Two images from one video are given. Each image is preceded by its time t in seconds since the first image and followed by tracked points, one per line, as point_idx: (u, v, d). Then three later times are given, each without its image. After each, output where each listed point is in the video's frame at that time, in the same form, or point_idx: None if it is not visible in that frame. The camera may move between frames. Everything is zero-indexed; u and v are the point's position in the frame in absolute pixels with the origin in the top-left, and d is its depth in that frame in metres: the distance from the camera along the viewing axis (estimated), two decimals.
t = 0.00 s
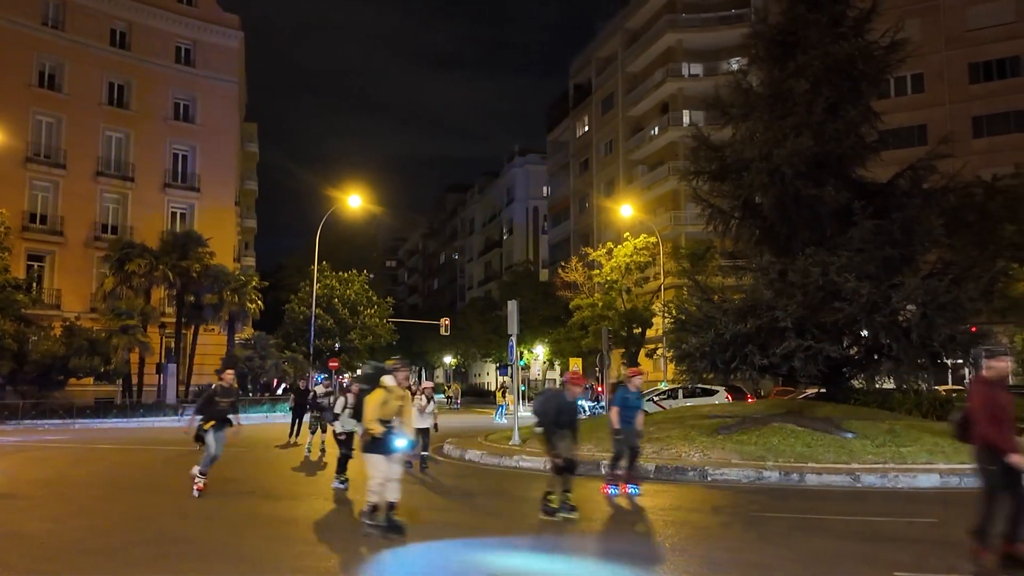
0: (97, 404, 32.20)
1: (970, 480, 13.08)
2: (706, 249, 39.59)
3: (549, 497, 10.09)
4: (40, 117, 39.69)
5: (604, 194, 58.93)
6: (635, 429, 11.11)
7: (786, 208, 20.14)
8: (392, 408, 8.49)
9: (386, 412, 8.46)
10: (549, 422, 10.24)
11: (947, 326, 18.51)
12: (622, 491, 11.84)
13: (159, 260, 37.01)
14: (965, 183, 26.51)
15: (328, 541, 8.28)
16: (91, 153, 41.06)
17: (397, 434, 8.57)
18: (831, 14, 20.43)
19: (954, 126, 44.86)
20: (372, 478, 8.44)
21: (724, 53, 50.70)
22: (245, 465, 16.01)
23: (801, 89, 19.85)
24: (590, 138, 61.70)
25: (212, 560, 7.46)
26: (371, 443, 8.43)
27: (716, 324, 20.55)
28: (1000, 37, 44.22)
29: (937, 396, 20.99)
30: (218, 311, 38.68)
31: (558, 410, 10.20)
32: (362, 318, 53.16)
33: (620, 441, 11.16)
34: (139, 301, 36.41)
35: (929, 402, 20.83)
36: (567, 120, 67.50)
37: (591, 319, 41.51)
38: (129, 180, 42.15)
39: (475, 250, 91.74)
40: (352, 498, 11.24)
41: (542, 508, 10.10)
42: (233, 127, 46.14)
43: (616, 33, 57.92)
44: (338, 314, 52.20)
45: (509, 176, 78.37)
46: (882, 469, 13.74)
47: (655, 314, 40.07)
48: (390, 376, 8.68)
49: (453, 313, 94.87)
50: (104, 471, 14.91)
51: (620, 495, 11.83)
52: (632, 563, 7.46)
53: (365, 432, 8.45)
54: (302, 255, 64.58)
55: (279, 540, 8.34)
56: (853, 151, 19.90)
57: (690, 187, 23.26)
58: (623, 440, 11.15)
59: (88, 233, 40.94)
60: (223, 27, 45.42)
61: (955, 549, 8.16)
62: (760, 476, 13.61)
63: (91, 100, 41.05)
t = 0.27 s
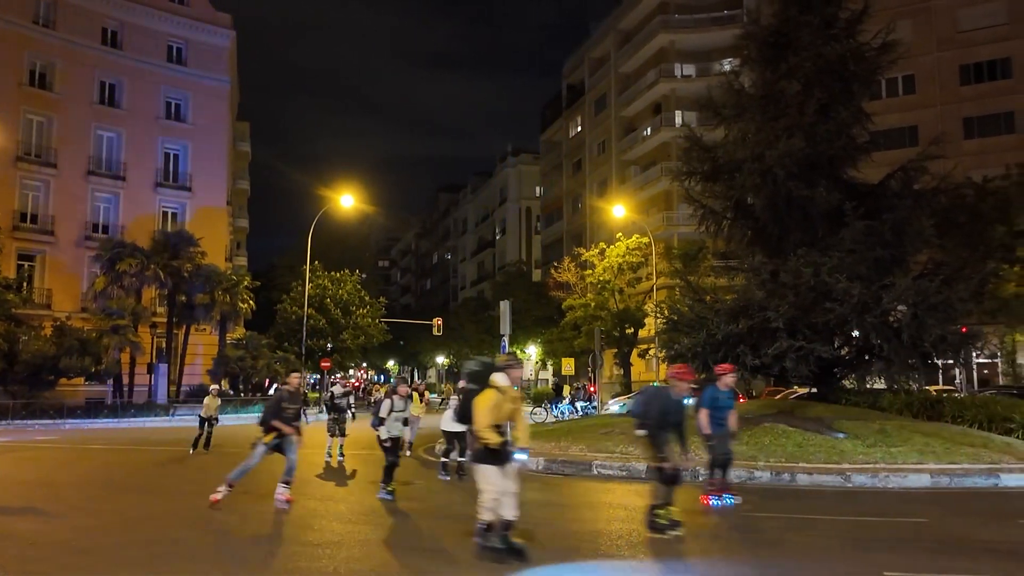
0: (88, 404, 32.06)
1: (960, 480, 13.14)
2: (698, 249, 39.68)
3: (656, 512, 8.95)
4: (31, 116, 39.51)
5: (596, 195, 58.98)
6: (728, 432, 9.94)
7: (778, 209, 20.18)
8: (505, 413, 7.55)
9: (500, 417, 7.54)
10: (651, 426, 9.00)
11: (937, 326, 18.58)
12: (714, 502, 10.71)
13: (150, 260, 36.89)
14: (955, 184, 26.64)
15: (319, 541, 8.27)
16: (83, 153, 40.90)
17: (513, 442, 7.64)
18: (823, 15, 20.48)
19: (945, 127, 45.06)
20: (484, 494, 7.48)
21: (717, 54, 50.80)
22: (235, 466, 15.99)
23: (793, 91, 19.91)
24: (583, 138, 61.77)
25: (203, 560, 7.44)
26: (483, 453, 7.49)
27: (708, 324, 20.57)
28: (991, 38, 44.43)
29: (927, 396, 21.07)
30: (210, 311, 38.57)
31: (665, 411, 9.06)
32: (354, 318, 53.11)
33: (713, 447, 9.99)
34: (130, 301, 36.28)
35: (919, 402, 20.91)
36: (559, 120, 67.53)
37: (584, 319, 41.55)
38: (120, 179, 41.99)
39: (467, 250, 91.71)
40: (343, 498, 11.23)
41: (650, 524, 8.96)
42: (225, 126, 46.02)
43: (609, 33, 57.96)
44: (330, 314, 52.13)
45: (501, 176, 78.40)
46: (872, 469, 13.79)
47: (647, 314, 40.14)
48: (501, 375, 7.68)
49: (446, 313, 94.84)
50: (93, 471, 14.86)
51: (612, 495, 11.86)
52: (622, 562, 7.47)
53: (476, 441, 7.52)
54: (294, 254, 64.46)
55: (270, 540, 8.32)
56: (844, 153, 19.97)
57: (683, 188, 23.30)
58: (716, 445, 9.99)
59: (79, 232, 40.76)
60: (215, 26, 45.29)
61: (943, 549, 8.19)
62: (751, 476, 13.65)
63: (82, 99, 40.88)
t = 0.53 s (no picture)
0: (77, 404, 31.90)
1: (947, 480, 13.21)
2: (688, 250, 39.78)
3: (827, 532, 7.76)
4: (19, 115, 39.27)
5: (587, 195, 59.05)
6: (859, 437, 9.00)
7: (767, 209, 20.24)
8: (697, 421, 6.61)
9: (694, 424, 6.69)
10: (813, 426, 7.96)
11: (926, 326, 18.67)
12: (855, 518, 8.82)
13: (140, 259, 36.75)
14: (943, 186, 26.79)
15: (309, 541, 8.26)
16: (71, 151, 40.69)
17: (708, 456, 6.74)
18: (812, 16, 20.52)
19: (934, 129, 45.30)
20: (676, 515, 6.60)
21: (708, 55, 50.92)
22: (224, 466, 15.95)
23: (782, 92, 19.97)
24: (574, 139, 61.84)
25: (191, 561, 7.43)
26: (671, 465, 6.66)
27: (698, 325, 20.61)
28: (979, 41, 44.68)
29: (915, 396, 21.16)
30: (199, 310, 38.40)
31: (830, 409, 8.04)
32: (345, 318, 53.04)
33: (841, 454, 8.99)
34: (119, 301, 36.13)
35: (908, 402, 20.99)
36: (551, 120, 67.56)
37: (574, 319, 41.60)
38: (109, 178, 41.80)
39: (459, 250, 91.71)
40: (332, 499, 11.21)
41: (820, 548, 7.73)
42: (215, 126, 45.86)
43: (600, 34, 58.02)
44: (320, 314, 52.04)
45: (492, 176, 78.38)
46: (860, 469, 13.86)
47: (638, 315, 40.21)
48: (686, 375, 6.69)
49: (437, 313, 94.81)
50: (81, 471, 14.79)
51: (602, 495, 11.89)
52: (611, 562, 7.49)
53: (661, 453, 6.70)
54: (284, 254, 64.29)
55: (260, 541, 8.30)
56: (833, 154, 20.05)
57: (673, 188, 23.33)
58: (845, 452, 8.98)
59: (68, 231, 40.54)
60: (205, 25, 45.11)
61: (930, 549, 8.22)
62: (740, 476, 13.69)
63: (71, 98, 40.67)
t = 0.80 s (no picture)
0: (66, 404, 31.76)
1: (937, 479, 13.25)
2: (679, 250, 39.85)
3: None
4: (9, 113, 39.09)
5: (579, 195, 59.10)
6: None
7: (758, 210, 20.29)
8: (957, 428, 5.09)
9: (951, 435, 5.16)
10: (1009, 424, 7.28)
11: (916, 326, 18.74)
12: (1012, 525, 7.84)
13: (130, 259, 36.61)
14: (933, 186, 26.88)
15: (299, 541, 8.24)
16: (61, 150, 40.53)
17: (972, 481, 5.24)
18: (803, 18, 20.60)
19: (924, 130, 45.52)
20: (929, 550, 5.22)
21: (699, 56, 51.04)
22: (214, 467, 15.90)
23: (773, 93, 20.03)
24: (566, 139, 61.88)
25: (180, 561, 7.42)
26: (921, 484, 5.24)
27: (689, 325, 20.63)
28: (969, 42, 44.90)
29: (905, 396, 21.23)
30: (190, 310, 38.26)
31: None
32: (336, 318, 52.95)
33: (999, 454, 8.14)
34: (109, 301, 35.98)
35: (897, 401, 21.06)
36: (542, 120, 67.60)
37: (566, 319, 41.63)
38: (99, 177, 41.63)
39: (450, 250, 91.69)
40: (322, 499, 11.20)
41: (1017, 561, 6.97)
42: (206, 125, 45.73)
43: (592, 34, 58.09)
44: (311, 314, 51.93)
45: (484, 176, 78.38)
46: (850, 469, 13.90)
47: (629, 315, 40.26)
48: (943, 372, 5.21)
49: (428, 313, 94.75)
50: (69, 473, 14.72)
51: (593, 495, 11.89)
52: (601, 562, 7.49)
53: (907, 470, 5.27)
54: (276, 254, 64.12)
55: (249, 541, 8.28)
56: (824, 155, 20.13)
57: (664, 189, 23.37)
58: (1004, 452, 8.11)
59: (57, 231, 40.36)
60: (195, 24, 44.96)
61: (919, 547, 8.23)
62: (731, 476, 13.70)
63: (61, 96, 40.49)
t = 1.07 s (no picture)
0: (53, 404, 31.60)
1: (923, 479, 13.33)
2: (669, 250, 39.98)
3: None
4: None
5: (569, 195, 59.17)
6: None
7: (747, 211, 20.36)
8: None
9: None
10: None
11: (902, 327, 18.84)
12: None
13: (117, 259, 36.43)
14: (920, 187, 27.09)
15: (287, 541, 8.21)
16: (48, 149, 40.28)
17: None
18: (793, 19, 20.68)
19: (912, 131, 45.79)
20: None
21: (689, 57, 51.18)
22: (202, 466, 15.85)
23: (762, 94, 20.09)
24: (555, 139, 61.91)
25: (168, 561, 7.41)
26: None
27: (678, 325, 20.65)
28: (957, 44, 45.17)
29: (892, 397, 21.33)
30: (178, 310, 38.06)
31: None
32: (325, 318, 52.83)
33: None
34: (96, 300, 35.79)
35: (883, 401, 21.20)
36: (532, 120, 67.64)
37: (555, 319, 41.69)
38: (86, 176, 41.40)
39: (440, 250, 91.63)
40: (310, 500, 11.18)
41: None
42: (195, 124, 45.53)
43: (582, 34, 58.15)
44: (300, 314, 51.78)
45: (474, 176, 78.35)
46: (838, 469, 13.97)
47: (619, 315, 40.32)
48: None
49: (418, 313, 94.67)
50: (56, 472, 14.67)
51: (581, 495, 11.90)
52: (589, 562, 7.49)
53: None
54: (264, 253, 63.92)
55: (236, 541, 8.27)
56: (812, 156, 20.22)
57: (654, 189, 23.41)
58: None
59: (44, 229, 40.09)
60: (184, 23, 44.77)
61: (906, 548, 8.26)
62: (719, 475, 13.74)
63: (48, 95, 40.24)
